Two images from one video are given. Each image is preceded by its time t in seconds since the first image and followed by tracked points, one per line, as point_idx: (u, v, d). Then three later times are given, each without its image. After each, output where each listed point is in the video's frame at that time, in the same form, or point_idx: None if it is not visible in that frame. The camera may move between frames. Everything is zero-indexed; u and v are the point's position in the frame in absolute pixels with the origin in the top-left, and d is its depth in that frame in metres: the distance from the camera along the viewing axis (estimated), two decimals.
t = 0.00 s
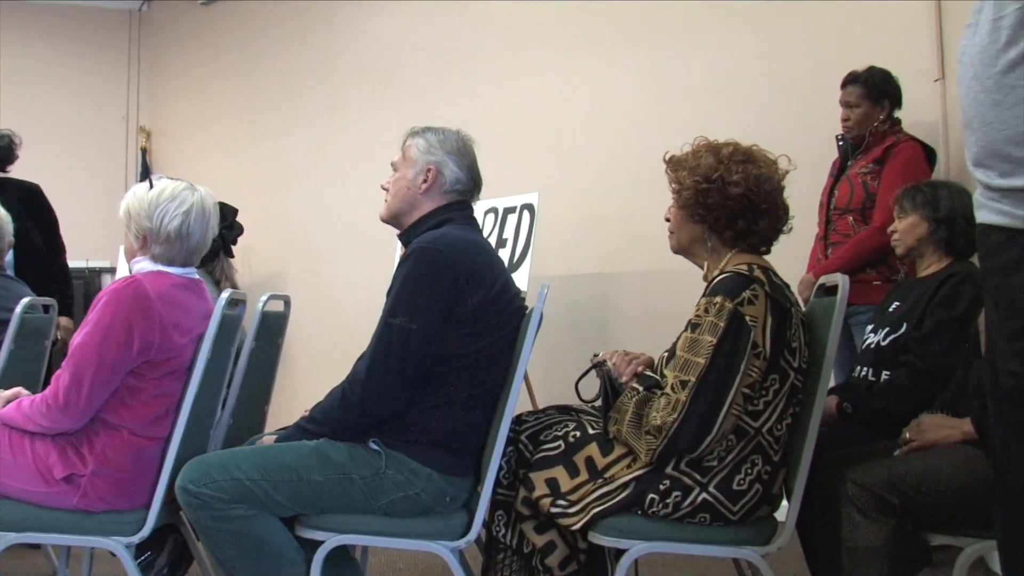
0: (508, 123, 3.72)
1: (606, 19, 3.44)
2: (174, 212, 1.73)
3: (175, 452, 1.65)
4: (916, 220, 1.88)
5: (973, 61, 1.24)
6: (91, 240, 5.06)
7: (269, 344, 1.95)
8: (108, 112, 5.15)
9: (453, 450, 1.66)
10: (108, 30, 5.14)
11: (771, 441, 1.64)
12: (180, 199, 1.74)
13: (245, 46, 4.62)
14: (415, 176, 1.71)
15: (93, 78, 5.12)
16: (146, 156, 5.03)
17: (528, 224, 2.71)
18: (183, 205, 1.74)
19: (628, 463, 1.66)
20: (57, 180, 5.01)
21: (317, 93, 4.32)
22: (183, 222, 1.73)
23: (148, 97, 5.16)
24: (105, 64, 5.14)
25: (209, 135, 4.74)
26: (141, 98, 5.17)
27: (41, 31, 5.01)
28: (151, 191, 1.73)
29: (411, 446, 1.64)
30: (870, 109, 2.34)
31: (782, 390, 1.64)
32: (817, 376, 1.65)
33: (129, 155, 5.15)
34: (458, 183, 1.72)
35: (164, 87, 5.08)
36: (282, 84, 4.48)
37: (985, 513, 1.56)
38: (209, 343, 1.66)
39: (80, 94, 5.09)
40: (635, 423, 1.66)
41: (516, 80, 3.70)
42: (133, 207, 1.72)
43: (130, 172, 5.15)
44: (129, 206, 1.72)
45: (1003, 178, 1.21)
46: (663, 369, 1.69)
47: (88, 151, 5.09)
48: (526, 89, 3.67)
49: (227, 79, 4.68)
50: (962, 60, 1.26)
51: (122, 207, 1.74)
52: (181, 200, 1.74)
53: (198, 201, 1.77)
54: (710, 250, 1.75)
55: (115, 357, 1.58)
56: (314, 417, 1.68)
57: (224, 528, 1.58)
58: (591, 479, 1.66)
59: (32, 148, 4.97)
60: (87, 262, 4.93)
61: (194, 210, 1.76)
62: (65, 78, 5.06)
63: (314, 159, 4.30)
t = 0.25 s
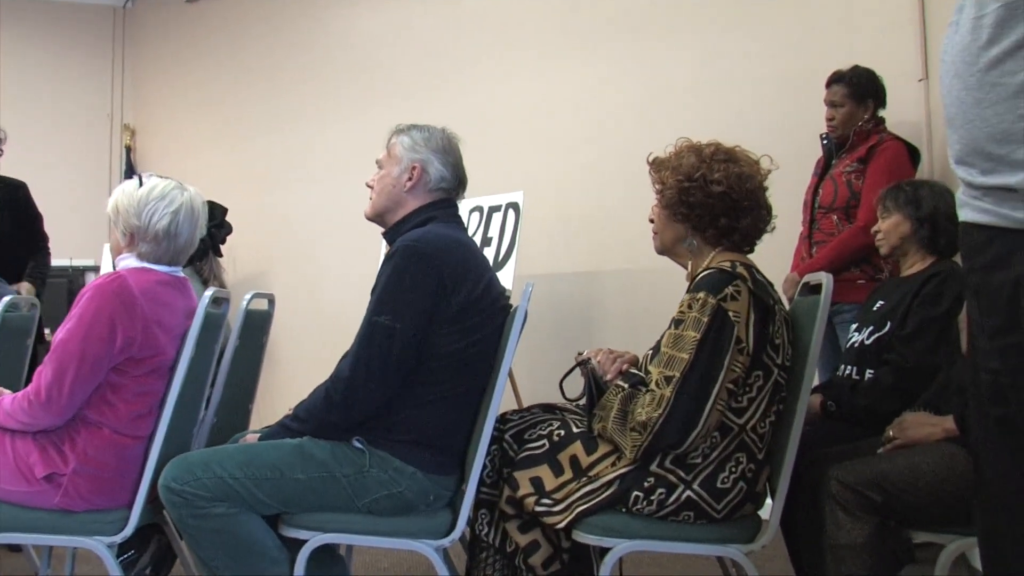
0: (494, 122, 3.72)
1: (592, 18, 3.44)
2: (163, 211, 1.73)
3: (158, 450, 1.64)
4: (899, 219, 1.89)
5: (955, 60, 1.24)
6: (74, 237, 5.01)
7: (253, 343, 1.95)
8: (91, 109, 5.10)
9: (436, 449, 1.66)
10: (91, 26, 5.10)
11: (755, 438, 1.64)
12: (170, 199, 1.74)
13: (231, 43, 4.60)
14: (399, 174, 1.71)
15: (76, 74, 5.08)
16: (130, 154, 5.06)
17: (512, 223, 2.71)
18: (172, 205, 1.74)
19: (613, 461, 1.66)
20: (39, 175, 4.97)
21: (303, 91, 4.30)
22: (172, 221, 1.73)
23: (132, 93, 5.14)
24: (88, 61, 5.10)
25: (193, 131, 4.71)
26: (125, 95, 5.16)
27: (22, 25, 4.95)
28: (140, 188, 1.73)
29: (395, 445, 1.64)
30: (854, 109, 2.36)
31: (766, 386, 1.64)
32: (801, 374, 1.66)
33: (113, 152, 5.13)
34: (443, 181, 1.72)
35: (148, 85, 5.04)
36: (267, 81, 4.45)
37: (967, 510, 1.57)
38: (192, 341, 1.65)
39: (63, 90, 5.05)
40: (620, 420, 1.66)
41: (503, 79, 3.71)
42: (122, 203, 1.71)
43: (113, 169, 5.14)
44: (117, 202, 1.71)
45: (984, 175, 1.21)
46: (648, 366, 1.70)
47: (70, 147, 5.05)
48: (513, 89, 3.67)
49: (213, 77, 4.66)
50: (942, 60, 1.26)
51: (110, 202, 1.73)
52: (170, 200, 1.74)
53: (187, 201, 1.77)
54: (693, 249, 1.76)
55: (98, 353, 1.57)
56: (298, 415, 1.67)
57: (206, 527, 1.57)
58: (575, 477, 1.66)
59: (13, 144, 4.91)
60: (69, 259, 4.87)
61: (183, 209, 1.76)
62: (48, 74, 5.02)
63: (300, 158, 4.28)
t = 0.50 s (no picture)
0: (483, 121, 3.71)
1: (585, 21, 3.45)
2: (152, 210, 1.72)
3: (143, 450, 1.63)
4: (884, 219, 1.89)
5: (939, 59, 1.22)
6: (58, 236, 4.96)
7: (240, 342, 1.94)
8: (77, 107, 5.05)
9: (423, 448, 1.65)
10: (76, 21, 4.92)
11: (742, 437, 1.64)
12: (159, 197, 1.73)
13: (218, 41, 4.56)
14: (387, 172, 1.71)
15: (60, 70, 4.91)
16: (117, 152, 4.86)
17: (501, 221, 2.71)
18: (161, 204, 1.73)
19: (600, 460, 1.66)
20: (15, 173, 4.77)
21: (291, 90, 4.27)
22: (160, 220, 1.72)
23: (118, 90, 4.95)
24: (70, 56, 4.92)
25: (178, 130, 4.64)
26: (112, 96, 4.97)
27: (0, 20, 4.77)
28: (129, 186, 1.72)
29: (381, 444, 1.64)
30: (841, 109, 2.37)
31: (752, 385, 1.65)
32: (787, 373, 1.66)
33: (98, 152, 4.94)
34: (430, 180, 1.72)
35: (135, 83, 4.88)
36: (256, 80, 4.41)
37: (951, 509, 1.58)
38: (178, 339, 1.65)
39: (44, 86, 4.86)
40: (607, 419, 1.66)
41: (493, 80, 3.70)
42: (111, 200, 1.71)
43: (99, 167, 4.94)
44: (105, 199, 1.71)
45: (969, 175, 1.18)
46: (634, 365, 1.70)
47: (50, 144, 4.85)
48: (502, 89, 3.67)
49: (196, 74, 4.60)
50: (928, 59, 1.25)
51: (98, 199, 1.73)
52: (160, 199, 1.73)
53: (177, 200, 1.76)
54: (680, 248, 1.76)
55: (83, 351, 1.56)
56: (284, 414, 1.66)
57: (191, 526, 1.57)
58: (562, 476, 1.66)
59: None
60: (52, 258, 4.81)
61: (171, 208, 1.75)
62: (26, 70, 4.82)
63: (288, 157, 4.26)
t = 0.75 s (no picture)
0: (472, 120, 3.71)
1: (568, 19, 3.44)
2: (137, 208, 1.72)
3: (127, 450, 1.62)
4: (869, 220, 1.90)
5: (921, 61, 1.23)
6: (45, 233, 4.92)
7: (226, 340, 1.94)
8: (66, 105, 5.03)
9: (408, 447, 1.65)
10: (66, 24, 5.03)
11: (728, 437, 1.65)
12: (146, 195, 1.72)
13: (206, 39, 4.56)
14: (373, 171, 1.71)
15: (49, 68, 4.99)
16: (102, 151, 5.01)
17: (485, 221, 2.72)
18: (148, 201, 1.73)
19: (585, 460, 1.66)
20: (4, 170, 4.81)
21: (279, 88, 4.27)
22: (144, 218, 1.71)
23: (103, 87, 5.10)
24: (60, 54, 5.03)
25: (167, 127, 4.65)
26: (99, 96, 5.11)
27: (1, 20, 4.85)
28: (115, 183, 1.72)
29: (367, 443, 1.63)
30: (825, 109, 2.37)
31: (738, 385, 1.65)
32: (773, 373, 1.67)
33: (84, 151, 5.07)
34: (417, 179, 1.72)
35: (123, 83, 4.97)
36: (245, 78, 4.41)
37: (935, 509, 1.58)
38: (162, 339, 1.64)
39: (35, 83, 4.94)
40: (592, 419, 1.66)
41: (482, 79, 3.70)
42: (96, 197, 1.70)
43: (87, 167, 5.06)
44: (91, 195, 1.70)
45: (950, 176, 1.18)
46: (620, 365, 1.71)
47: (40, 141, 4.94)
48: (491, 88, 3.67)
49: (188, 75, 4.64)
50: (910, 61, 1.25)
51: (83, 197, 1.72)
52: (146, 196, 1.73)
53: (164, 197, 1.76)
54: (666, 248, 1.76)
55: (67, 352, 1.56)
56: (269, 414, 1.66)
57: (176, 526, 1.56)
58: (547, 476, 1.66)
59: None
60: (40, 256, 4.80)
61: (157, 206, 1.74)
62: (12, 68, 4.86)
63: (276, 155, 4.25)
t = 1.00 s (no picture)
0: (463, 121, 3.70)
1: (566, 19, 3.48)
2: (120, 208, 1.72)
3: (115, 452, 1.62)
4: (857, 220, 1.91)
5: (907, 63, 1.23)
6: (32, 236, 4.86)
7: (214, 342, 1.94)
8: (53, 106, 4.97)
9: (397, 449, 1.65)
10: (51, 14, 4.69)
11: (716, 437, 1.65)
12: (127, 194, 1.72)
13: (191, 34, 4.46)
14: (361, 173, 1.71)
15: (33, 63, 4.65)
16: (91, 152, 4.67)
17: (476, 223, 2.71)
18: (131, 201, 1.73)
19: (574, 461, 1.66)
20: None
21: (270, 89, 4.25)
22: (128, 217, 1.72)
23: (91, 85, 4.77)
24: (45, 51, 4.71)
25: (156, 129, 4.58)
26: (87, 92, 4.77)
27: None
28: (96, 184, 1.72)
29: (355, 445, 1.63)
30: (813, 110, 2.38)
31: (726, 386, 1.66)
32: (761, 374, 1.67)
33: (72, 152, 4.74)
34: (404, 180, 1.73)
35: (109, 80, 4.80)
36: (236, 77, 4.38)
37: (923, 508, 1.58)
38: (150, 341, 1.64)
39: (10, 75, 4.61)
40: (581, 420, 1.66)
41: (473, 80, 3.70)
42: (78, 198, 1.70)
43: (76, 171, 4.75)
44: (74, 197, 1.70)
45: (935, 177, 1.18)
46: (609, 366, 1.71)
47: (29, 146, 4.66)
48: (483, 89, 3.67)
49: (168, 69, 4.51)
50: (895, 63, 1.25)
51: (66, 198, 1.73)
52: (129, 195, 1.73)
53: (146, 197, 1.76)
54: (655, 249, 1.77)
55: (54, 354, 1.56)
56: (257, 416, 1.66)
57: (163, 529, 1.56)
58: (536, 477, 1.66)
59: None
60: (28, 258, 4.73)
61: (141, 206, 1.75)
62: None
63: (266, 155, 4.23)
